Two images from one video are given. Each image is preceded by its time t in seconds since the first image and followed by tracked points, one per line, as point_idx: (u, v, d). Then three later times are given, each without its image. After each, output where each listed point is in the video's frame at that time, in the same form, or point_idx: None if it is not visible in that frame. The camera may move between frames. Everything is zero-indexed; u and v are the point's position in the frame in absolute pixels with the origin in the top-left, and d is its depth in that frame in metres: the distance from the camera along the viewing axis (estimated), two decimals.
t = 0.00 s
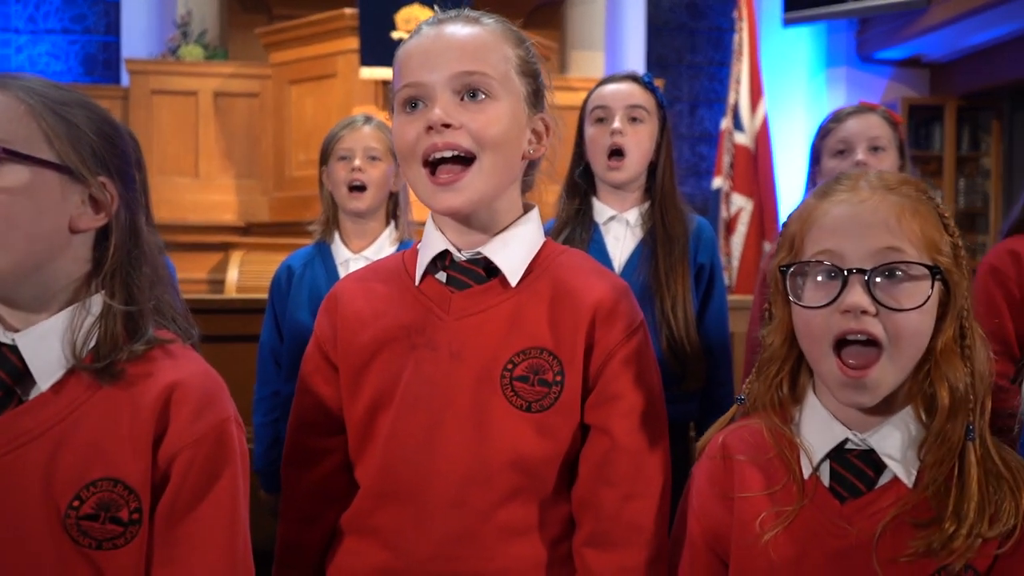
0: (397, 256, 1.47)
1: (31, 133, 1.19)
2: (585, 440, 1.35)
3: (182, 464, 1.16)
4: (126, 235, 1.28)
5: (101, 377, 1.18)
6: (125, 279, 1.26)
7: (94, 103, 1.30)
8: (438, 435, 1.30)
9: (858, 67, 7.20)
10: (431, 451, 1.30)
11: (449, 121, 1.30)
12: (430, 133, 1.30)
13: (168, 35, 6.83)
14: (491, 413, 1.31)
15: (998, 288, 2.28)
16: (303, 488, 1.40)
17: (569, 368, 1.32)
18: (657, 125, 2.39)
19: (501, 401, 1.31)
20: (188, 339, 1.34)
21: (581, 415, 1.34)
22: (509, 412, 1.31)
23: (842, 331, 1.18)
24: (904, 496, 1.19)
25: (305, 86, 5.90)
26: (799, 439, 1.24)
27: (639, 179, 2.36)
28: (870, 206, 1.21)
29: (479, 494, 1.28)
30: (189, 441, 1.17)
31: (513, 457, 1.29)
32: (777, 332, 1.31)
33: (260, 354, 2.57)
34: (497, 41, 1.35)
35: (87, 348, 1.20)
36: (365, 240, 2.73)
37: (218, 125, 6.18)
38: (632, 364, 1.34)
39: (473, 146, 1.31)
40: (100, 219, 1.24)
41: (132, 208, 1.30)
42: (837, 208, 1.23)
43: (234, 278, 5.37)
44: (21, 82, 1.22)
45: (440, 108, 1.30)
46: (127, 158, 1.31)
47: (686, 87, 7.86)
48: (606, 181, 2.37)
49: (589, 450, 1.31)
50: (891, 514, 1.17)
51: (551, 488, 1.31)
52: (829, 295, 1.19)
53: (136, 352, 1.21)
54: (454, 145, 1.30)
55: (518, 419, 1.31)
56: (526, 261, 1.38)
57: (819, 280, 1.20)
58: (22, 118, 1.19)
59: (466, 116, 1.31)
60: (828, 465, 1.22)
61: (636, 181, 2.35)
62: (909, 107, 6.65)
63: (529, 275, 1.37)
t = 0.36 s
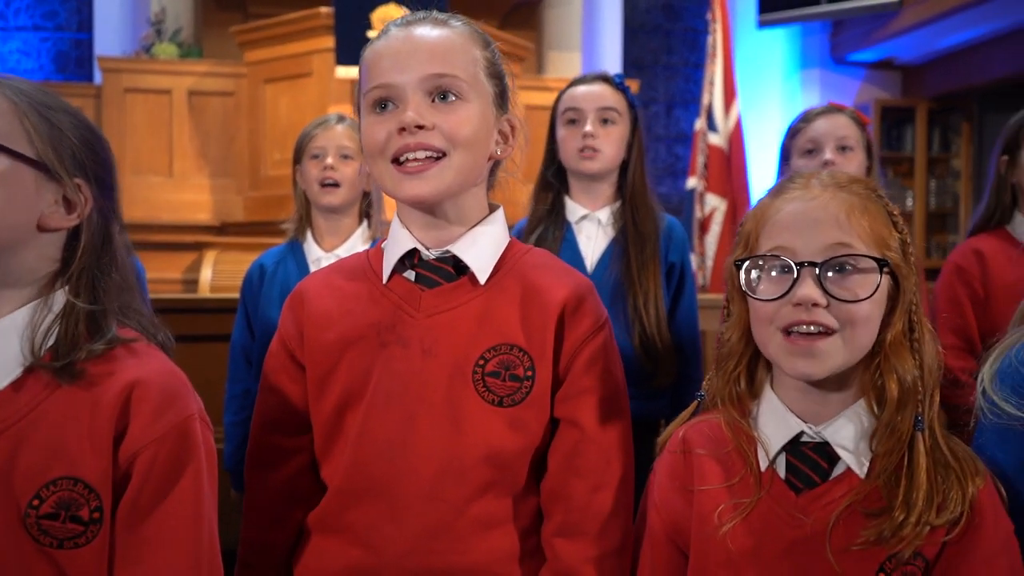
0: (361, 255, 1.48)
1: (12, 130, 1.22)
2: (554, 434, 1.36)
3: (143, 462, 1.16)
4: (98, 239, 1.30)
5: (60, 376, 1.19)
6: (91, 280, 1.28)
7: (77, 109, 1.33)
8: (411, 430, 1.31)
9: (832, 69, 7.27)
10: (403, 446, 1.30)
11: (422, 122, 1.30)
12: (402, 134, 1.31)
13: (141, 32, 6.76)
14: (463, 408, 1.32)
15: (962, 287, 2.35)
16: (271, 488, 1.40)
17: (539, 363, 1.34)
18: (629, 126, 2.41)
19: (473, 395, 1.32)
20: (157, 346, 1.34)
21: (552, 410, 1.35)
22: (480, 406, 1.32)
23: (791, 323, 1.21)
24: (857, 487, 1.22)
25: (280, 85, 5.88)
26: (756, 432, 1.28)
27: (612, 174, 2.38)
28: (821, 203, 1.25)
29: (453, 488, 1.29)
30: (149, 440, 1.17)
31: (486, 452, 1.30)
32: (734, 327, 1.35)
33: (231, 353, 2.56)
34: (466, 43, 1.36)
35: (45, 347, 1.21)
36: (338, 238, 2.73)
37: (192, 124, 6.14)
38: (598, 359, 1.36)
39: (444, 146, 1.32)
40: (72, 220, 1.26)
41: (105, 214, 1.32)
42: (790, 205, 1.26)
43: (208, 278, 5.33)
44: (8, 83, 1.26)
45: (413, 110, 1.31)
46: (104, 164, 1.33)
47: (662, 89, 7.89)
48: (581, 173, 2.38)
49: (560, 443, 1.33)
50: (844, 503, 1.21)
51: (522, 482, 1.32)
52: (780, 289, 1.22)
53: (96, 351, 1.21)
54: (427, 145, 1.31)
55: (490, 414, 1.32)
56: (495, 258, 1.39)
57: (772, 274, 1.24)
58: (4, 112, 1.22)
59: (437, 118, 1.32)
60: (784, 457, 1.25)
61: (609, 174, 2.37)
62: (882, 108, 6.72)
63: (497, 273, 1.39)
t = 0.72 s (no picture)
0: (339, 261, 1.51)
1: None
2: (525, 436, 1.40)
3: (131, 459, 1.22)
4: (84, 241, 1.36)
5: (51, 375, 1.25)
6: (79, 282, 1.34)
7: (56, 114, 1.37)
8: (385, 433, 1.34)
9: (809, 72, 7.34)
10: (376, 449, 1.33)
11: (397, 134, 1.33)
12: (378, 145, 1.34)
13: (118, 31, 6.72)
14: (435, 411, 1.35)
15: (924, 289, 2.40)
16: (247, 490, 1.42)
17: (511, 368, 1.37)
18: (605, 134, 2.45)
19: (446, 399, 1.35)
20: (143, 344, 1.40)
21: (522, 413, 1.39)
22: (452, 409, 1.35)
23: (762, 337, 1.25)
24: (824, 486, 1.25)
25: (259, 86, 5.88)
26: (727, 434, 1.32)
27: (588, 183, 2.41)
28: (789, 217, 1.29)
29: (425, 489, 1.32)
30: (138, 436, 1.22)
31: (457, 453, 1.33)
32: (706, 333, 1.39)
33: (209, 355, 2.57)
34: (441, 56, 1.39)
35: (36, 347, 1.27)
36: (317, 242, 2.74)
37: (170, 124, 6.11)
38: (568, 363, 1.40)
39: (419, 157, 1.35)
40: (59, 225, 1.31)
41: (89, 216, 1.38)
42: (759, 219, 1.30)
43: (186, 279, 5.32)
44: None
45: (388, 122, 1.34)
46: (86, 167, 1.38)
47: (640, 90, 7.94)
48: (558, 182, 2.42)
49: (530, 445, 1.36)
50: (811, 502, 1.25)
51: (492, 483, 1.35)
52: (752, 304, 1.26)
53: (87, 350, 1.27)
54: (402, 157, 1.33)
55: (462, 417, 1.35)
56: (469, 265, 1.42)
57: (743, 285, 1.28)
58: None
59: (411, 130, 1.34)
60: (753, 458, 1.29)
61: (586, 184, 2.41)
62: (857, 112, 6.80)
63: (471, 279, 1.42)
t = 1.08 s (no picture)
0: (327, 259, 1.54)
1: None
2: (507, 431, 1.44)
3: (125, 451, 1.27)
4: (67, 234, 1.39)
5: (44, 368, 1.28)
6: (65, 275, 1.37)
7: (32, 109, 1.39)
8: (370, 428, 1.37)
9: (788, 74, 7.43)
10: (362, 443, 1.37)
11: (383, 132, 1.36)
12: (364, 143, 1.37)
13: (100, 30, 6.71)
14: (420, 405, 1.38)
15: (896, 288, 2.46)
16: (235, 484, 1.45)
17: (493, 364, 1.41)
18: (587, 135, 2.49)
19: (430, 394, 1.39)
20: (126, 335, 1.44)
21: (505, 407, 1.43)
22: (436, 404, 1.38)
23: (737, 330, 1.29)
24: (797, 477, 1.30)
25: (242, 85, 5.89)
26: (705, 427, 1.36)
27: (572, 183, 2.45)
28: (763, 215, 1.34)
29: (409, 481, 1.35)
30: (132, 428, 1.27)
31: (440, 448, 1.36)
32: (686, 328, 1.44)
33: (196, 353, 2.60)
34: (427, 58, 1.43)
35: (28, 340, 1.31)
36: (303, 239, 2.77)
37: (152, 123, 6.11)
38: (549, 359, 1.44)
39: (404, 154, 1.38)
40: (42, 219, 1.35)
41: (71, 209, 1.40)
42: (735, 217, 1.35)
43: (170, 278, 5.31)
44: None
45: (374, 120, 1.37)
46: (65, 161, 1.41)
47: (623, 91, 7.99)
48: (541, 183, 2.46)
49: (512, 439, 1.40)
50: (784, 492, 1.29)
51: (475, 476, 1.39)
52: (728, 298, 1.30)
53: (79, 344, 1.32)
54: (387, 154, 1.37)
55: (445, 411, 1.38)
56: (453, 263, 1.46)
57: (720, 281, 1.32)
58: None
59: (397, 128, 1.38)
60: (730, 450, 1.33)
61: (569, 184, 2.45)
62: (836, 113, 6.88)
63: (455, 277, 1.46)
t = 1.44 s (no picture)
0: (315, 257, 1.57)
1: None
2: (492, 426, 1.47)
3: (114, 448, 1.29)
4: (55, 233, 1.42)
5: (33, 366, 1.31)
6: (54, 274, 1.40)
7: (19, 109, 1.41)
8: (358, 423, 1.40)
9: (774, 75, 7.42)
10: (349, 437, 1.40)
11: (369, 132, 1.39)
12: (350, 143, 1.40)
13: (86, 29, 6.69)
14: (406, 401, 1.41)
15: (876, 286, 2.51)
16: (225, 478, 1.48)
17: (478, 360, 1.44)
18: (574, 140, 2.53)
19: (415, 389, 1.42)
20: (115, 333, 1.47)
21: (489, 403, 1.46)
22: (422, 400, 1.41)
23: (717, 326, 1.33)
24: (775, 469, 1.34)
25: (230, 85, 5.90)
26: (687, 421, 1.40)
27: (558, 185, 2.49)
28: (742, 215, 1.38)
29: (396, 475, 1.38)
30: (121, 426, 1.30)
31: (426, 442, 1.39)
32: (668, 325, 1.48)
33: (188, 352, 2.62)
34: (413, 59, 1.46)
35: (19, 340, 1.33)
36: (295, 240, 2.80)
37: (139, 123, 6.10)
38: (533, 355, 1.47)
39: (390, 154, 1.41)
40: (31, 219, 1.37)
41: (59, 208, 1.43)
42: (715, 217, 1.39)
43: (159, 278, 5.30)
44: None
45: (360, 120, 1.40)
46: (51, 159, 1.43)
47: (610, 91, 8.03)
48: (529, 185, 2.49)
49: (496, 434, 1.43)
50: (762, 484, 1.32)
51: (460, 470, 1.42)
52: (708, 296, 1.34)
53: (68, 343, 1.34)
54: (373, 154, 1.40)
55: (431, 406, 1.41)
56: (439, 261, 1.49)
57: (700, 279, 1.35)
58: None
59: (383, 129, 1.41)
60: (711, 444, 1.37)
61: (555, 187, 2.48)
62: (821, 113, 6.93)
63: (441, 275, 1.49)
